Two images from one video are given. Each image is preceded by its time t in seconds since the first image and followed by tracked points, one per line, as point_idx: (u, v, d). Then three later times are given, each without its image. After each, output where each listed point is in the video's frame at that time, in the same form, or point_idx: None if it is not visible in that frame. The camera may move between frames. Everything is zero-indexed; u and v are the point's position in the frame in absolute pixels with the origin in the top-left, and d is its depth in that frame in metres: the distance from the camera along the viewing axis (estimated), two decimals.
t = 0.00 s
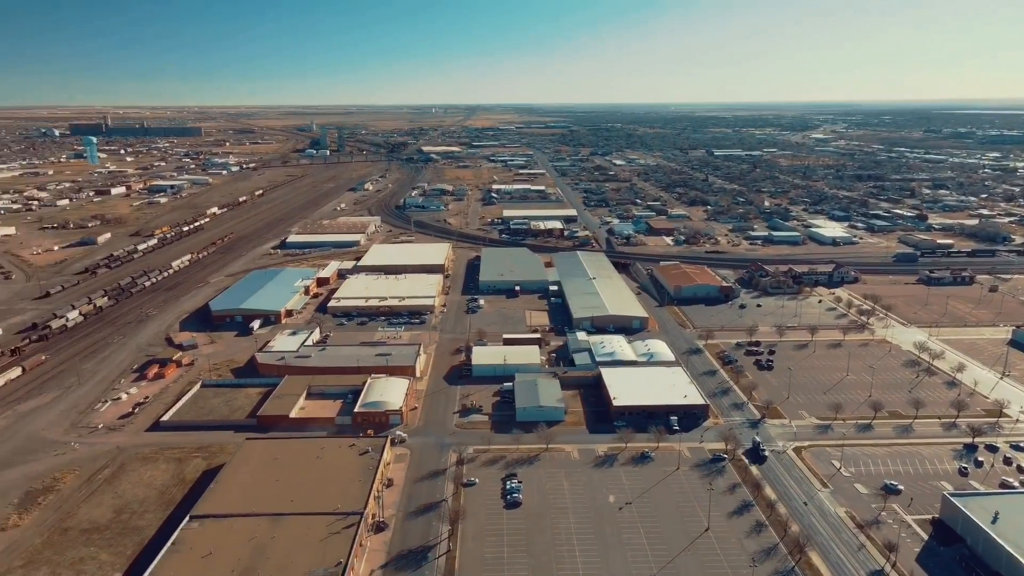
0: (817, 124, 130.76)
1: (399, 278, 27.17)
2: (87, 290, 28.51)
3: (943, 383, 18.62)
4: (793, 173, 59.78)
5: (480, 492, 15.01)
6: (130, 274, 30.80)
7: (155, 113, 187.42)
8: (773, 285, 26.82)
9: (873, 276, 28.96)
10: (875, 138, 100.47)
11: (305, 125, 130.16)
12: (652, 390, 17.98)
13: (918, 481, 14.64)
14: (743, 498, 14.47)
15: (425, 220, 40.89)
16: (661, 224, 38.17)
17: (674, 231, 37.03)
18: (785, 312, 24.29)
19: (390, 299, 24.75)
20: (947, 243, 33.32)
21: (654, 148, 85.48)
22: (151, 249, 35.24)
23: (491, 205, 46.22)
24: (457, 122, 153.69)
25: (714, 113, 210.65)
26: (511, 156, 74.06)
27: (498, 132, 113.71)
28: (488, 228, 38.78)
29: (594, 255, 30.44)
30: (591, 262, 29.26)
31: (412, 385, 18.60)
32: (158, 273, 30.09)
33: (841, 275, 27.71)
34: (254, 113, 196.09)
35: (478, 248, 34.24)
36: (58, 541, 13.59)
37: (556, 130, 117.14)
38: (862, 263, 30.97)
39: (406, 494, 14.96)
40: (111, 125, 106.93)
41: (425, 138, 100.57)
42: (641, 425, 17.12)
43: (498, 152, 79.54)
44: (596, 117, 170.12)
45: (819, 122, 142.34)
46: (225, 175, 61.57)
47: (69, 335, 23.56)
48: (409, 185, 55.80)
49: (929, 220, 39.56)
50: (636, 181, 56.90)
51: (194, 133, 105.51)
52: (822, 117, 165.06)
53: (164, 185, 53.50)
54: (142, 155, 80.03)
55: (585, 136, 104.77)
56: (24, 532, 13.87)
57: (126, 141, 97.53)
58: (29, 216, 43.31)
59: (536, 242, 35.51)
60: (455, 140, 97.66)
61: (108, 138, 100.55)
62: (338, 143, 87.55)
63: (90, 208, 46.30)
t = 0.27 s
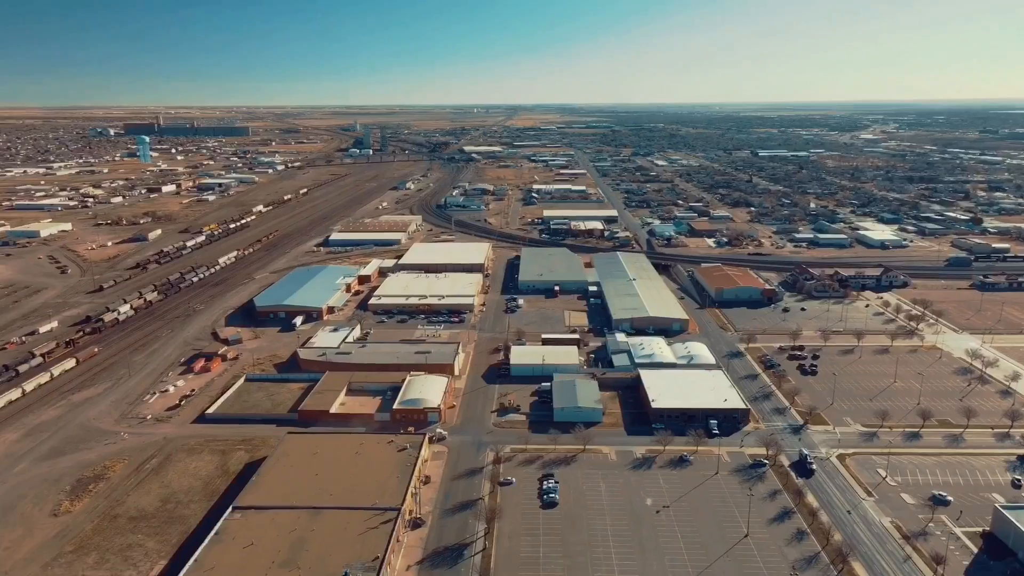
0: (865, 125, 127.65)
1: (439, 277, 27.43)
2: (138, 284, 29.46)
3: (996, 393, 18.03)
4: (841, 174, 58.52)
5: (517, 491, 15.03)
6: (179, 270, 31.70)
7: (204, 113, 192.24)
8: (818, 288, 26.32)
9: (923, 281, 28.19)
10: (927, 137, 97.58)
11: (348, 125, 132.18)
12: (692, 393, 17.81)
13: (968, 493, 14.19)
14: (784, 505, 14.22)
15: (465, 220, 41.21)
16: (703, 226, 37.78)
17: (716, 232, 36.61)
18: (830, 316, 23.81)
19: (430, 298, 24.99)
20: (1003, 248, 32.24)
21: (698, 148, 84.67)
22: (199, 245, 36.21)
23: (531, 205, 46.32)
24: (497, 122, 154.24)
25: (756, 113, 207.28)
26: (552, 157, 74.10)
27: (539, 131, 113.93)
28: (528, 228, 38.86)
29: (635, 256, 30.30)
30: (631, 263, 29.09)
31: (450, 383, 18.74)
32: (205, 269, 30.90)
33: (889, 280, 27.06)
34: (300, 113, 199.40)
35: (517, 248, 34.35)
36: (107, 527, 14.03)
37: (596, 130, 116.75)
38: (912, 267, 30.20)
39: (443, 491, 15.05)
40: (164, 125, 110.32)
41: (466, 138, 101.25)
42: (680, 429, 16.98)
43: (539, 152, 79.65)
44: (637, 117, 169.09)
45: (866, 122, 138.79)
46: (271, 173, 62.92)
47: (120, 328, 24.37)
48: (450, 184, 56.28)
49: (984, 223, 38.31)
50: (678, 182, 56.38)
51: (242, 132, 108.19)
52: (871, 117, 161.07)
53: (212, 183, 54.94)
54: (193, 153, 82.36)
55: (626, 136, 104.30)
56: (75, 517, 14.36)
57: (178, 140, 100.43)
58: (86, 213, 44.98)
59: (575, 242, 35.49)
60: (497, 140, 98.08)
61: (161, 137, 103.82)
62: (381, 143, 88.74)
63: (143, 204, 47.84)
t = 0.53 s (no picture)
0: (910, 125, 124.50)
1: (475, 276, 27.61)
2: (182, 280, 30.22)
3: None
4: (887, 176, 57.21)
5: (550, 491, 15.02)
6: (221, 266, 32.43)
7: (246, 113, 196.00)
8: (860, 292, 25.79)
9: (973, 286, 27.41)
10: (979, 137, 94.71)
11: (385, 125, 133.59)
12: (728, 396, 17.62)
13: (1017, 506, 13.76)
14: (823, 512, 13.97)
15: (502, 219, 41.37)
16: (742, 227, 37.31)
17: (755, 234, 36.12)
18: (873, 321, 23.32)
19: (465, 297, 25.14)
20: None
21: (739, 149, 83.61)
22: (241, 242, 36.97)
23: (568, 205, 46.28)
24: (532, 122, 154.29)
25: (796, 113, 203.58)
26: (590, 157, 73.90)
27: (577, 131, 113.75)
28: (564, 228, 38.82)
29: (672, 257, 30.08)
30: (668, 264, 28.89)
31: (485, 382, 18.83)
32: (246, 266, 31.53)
33: (936, 284, 26.38)
34: (338, 113, 202.06)
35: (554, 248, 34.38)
36: (150, 517, 14.39)
37: (633, 130, 116.06)
38: (961, 271, 29.40)
39: (477, 490, 15.12)
40: (208, 125, 112.96)
41: (504, 138, 101.55)
42: (716, 432, 16.82)
43: (577, 152, 79.50)
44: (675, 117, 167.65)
45: (911, 122, 135.23)
46: (311, 172, 63.93)
47: (164, 322, 25.02)
48: (488, 184, 56.56)
49: None
50: (717, 183, 55.75)
51: (285, 132, 110.26)
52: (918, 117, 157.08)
53: (254, 182, 56.06)
54: (237, 152, 84.17)
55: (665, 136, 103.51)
56: (120, 506, 14.77)
57: (222, 139, 102.68)
58: (134, 210, 46.33)
59: (612, 243, 35.37)
60: (534, 140, 98.15)
61: (207, 136, 106.34)
62: (419, 142, 89.52)
63: (189, 202, 49.08)
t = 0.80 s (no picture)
0: (957, 125, 121.19)
1: (509, 275, 27.78)
2: (223, 277, 30.89)
3: None
4: (933, 177, 55.83)
5: (582, 492, 14.98)
6: (261, 263, 33.06)
7: (285, 113, 199.38)
8: (904, 296, 25.25)
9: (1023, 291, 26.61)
10: None
11: (421, 125, 134.76)
12: (765, 400, 17.40)
13: None
14: (862, 520, 13.70)
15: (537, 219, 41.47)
16: (781, 229, 36.82)
17: (795, 236, 35.61)
18: (917, 326, 22.79)
19: (500, 296, 25.30)
20: None
21: (779, 149, 82.43)
22: (280, 240, 37.65)
23: (604, 206, 46.18)
24: (567, 122, 154.12)
25: (835, 113, 199.57)
26: (626, 157, 73.55)
27: (613, 131, 113.32)
28: (600, 228, 38.73)
29: (709, 259, 29.81)
30: (705, 265, 28.64)
31: (519, 381, 18.88)
32: (285, 263, 32.09)
33: (983, 289, 25.68)
34: (375, 113, 204.30)
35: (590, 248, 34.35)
36: (189, 508, 14.70)
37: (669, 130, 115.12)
38: (1011, 276, 28.56)
39: (509, 489, 15.15)
40: (250, 124, 115.32)
41: (539, 138, 101.59)
42: (752, 437, 16.62)
43: (613, 153, 79.18)
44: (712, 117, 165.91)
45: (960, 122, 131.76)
46: (349, 171, 64.83)
47: (204, 318, 25.60)
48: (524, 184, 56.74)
49: None
50: (756, 184, 55.06)
51: (324, 131, 111.89)
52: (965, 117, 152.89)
53: (294, 180, 57.03)
54: (278, 151, 85.72)
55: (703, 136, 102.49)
56: (161, 497, 15.12)
57: (264, 139, 104.71)
58: (179, 207, 47.55)
59: (648, 244, 35.20)
60: (570, 140, 98.00)
61: (249, 136, 108.55)
62: (456, 142, 90.10)
63: (231, 200, 50.18)
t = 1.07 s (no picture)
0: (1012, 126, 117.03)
1: (548, 275, 27.95)
2: (266, 273, 31.56)
3: None
4: (987, 179, 54.07)
5: (618, 494, 14.90)
6: (303, 261, 33.69)
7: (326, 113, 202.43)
8: (954, 301, 24.54)
9: None
10: None
11: (459, 124, 135.65)
12: (807, 405, 17.11)
13: None
14: (907, 531, 13.35)
15: (576, 219, 41.46)
16: (826, 231, 36.13)
17: (840, 238, 34.91)
18: (968, 333, 22.13)
19: (538, 296, 25.44)
20: None
21: (825, 150, 80.75)
22: (321, 238, 38.30)
23: (644, 206, 45.91)
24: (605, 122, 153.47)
25: (880, 113, 194.71)
26: (667, 157, 72.92)
27: (654, 131, 112.46)
28: (640, 229, 38.54)
29: (750, 261, 29.44)
30: (746, 268, 28.26)
31: (555, 382, 18.90)
32: (326, 261, 32.65)
33: None
34: (414, 113, 206.00)
35: (629, 249, 34.23)
36: (231, 499, 15.04)
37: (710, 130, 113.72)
38: None
39: (545, 489, 15.15)
40: (293, 124, 117.57)
41: (579, 138, 101.30)
42: (793, 442, 16.36)
43: (654, 153, 78.56)
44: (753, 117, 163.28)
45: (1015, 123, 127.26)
46: (390, 170, 65.62)
47: (247, 314, 26.18)
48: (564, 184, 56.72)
49: None
50: (800, 185, 54.10)
51: (365, 131, 113.29)
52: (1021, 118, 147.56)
53: (336, 179, 57.96)
54: (321, 150, 87.16)
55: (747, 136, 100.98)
56: (204, 487, 15.50)
57: (308, 138, 106.60)
58: (225, 205, 48.75)
59: (688, 245, 34.92)
60: (610, 140, 97.53)
61: (293, 135, 110.63)
62: (496, 142, 90.44)
63: (275, 198, 51.24)
